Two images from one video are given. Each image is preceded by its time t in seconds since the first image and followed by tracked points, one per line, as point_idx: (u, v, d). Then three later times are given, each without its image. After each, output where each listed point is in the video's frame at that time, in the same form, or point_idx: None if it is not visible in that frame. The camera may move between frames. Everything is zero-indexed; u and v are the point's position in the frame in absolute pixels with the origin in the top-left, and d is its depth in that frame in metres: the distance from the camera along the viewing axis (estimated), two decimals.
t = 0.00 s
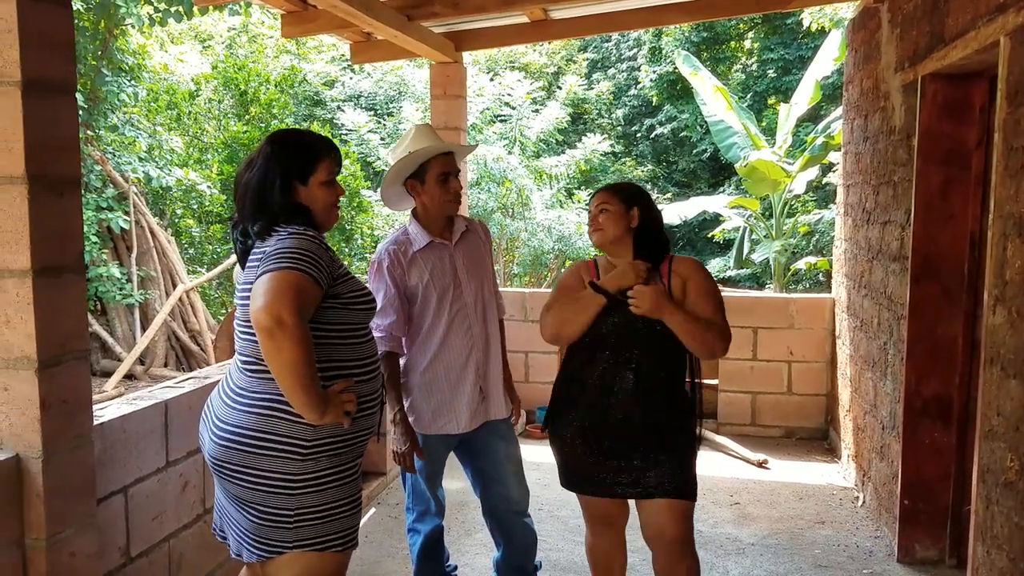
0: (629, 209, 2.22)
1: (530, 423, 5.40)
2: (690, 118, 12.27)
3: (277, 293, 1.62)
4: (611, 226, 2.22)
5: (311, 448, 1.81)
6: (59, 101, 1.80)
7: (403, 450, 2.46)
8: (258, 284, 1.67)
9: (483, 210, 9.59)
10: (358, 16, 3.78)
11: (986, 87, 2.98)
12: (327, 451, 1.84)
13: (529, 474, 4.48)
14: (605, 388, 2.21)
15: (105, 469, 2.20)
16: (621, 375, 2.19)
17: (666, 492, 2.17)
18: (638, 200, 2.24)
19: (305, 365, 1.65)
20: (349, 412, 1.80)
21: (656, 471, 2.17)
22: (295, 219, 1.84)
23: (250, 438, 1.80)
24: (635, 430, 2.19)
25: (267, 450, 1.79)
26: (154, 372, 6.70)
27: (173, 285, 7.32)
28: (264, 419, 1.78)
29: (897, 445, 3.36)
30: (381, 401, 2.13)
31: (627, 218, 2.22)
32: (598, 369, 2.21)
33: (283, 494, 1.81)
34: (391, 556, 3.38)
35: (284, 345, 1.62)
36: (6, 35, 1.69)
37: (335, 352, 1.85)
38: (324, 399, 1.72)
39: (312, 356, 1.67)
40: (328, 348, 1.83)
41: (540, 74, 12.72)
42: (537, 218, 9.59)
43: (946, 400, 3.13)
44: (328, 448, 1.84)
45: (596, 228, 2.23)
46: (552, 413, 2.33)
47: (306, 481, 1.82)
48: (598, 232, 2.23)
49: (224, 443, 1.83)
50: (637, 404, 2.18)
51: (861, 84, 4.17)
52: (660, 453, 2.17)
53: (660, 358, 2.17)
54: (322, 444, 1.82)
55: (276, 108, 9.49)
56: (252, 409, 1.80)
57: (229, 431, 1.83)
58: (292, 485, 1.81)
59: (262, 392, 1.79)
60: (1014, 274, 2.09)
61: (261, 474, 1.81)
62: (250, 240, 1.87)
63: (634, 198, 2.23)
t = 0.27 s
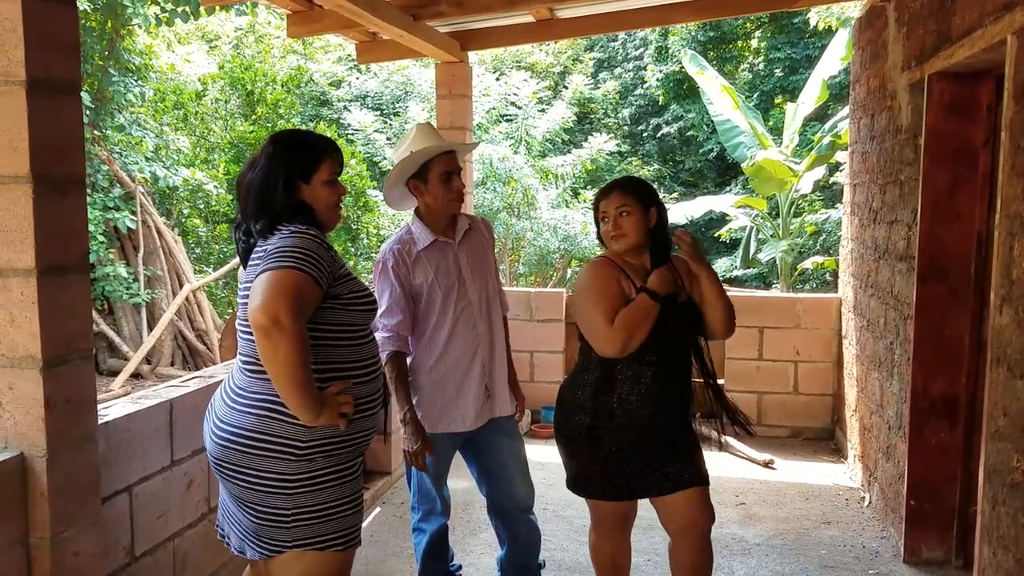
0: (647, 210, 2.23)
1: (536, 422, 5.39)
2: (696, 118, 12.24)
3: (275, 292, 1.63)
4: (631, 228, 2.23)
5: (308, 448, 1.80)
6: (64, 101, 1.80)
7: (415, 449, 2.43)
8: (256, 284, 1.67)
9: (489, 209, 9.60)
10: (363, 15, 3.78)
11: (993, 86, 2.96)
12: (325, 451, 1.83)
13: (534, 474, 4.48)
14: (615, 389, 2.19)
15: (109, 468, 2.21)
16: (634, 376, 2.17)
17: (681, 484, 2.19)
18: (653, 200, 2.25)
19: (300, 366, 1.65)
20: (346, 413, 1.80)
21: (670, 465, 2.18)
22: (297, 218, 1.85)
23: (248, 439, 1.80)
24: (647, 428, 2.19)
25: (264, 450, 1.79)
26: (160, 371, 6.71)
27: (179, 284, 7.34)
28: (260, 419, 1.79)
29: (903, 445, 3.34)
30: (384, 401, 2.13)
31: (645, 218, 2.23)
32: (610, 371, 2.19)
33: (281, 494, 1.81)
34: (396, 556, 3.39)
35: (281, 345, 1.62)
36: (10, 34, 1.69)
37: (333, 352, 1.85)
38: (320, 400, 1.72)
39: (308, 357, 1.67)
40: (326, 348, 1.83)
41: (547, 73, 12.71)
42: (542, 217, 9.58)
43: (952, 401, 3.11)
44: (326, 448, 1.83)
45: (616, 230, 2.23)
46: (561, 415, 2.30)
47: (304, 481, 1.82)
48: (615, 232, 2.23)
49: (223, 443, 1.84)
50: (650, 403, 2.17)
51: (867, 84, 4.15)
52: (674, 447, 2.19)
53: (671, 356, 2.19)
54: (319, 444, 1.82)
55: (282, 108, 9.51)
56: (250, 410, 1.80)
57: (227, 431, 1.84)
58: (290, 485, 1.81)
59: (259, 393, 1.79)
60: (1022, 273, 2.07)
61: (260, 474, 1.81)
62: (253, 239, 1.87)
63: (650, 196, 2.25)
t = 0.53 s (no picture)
0: (657, 214, 2.25)
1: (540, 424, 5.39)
2: (702, 118, 12.23)
3: (273, 297, 1.63)
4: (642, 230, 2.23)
5: (310, 451, 1.81)
6: (69, 103, 1.81)
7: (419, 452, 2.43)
8: (254, 287, 1.68)
9: (494, 211, 9.61)
10: (368, 17, 3.79)
11: (999, 87, 2.95)
12: (327, 454, 1.83)
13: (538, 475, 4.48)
14: (619, 392, 2.18)
15: (114, 469, 2.22)
16: (639, 378, 2.17)
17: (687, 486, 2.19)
18: (663, 204, 2.27)
19: (298, 369, 1.65)
20: (347, 416, 1.80)
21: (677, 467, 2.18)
22: (299, 220, 1.85)
23: (251, 441, 1.81)
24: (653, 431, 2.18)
25: (267, 453, 1.80)
26: (166, 372, 6.74)
27: (185, 285, 7.36)
28: (262, 422, 1.79)
29: (908, 447, 3.33)
30: (387, 403, 2.13)
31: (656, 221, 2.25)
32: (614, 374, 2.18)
33: (284, 497, 1.82)
34: (400, 557, 3.39)
35: (278, 348, 1.62)
36: (16, 38, 1.70)
37: (333, 355, 1.85)
38: (319, 403, 1.72)
39: (306, 360, 1.67)
40: (327, 351, 1.84)
41: (552, 74, 12.70)
42: (547, 218, 9.58)
43: (957, 403, 3.10)
44: (327, 451, 1.83)
45: (627, 231, 2.22)
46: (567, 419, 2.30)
47: (307, 484, 1.82)
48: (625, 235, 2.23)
49: (225, 446, 1.84)
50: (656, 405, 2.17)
51: (873, 85, 4.14)
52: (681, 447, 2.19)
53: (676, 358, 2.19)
54: (321, 447, 1.82)
55: (287, 109, 9.52)
56: (252, 413, 1.81)
57: (230, 434, 1.84)
58: (292, 488, 1.81)
59: (261, 397, 1.80)
60: None
61: (262, 477, 1.82)
62: (254, 241, 1.88)
63: (661, 201, 2.27)
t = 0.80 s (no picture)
0: (655, 216, 2.21)
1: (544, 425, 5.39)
2: (706, 119, 12.22)
3: (275, 298, 1.64)
4: (636, 231, 2.20)
5: (312, 452, 1.81)
6: (74, 104, 1.82)
7: (415, 451, 2.44)
8: (257, 288, 1.68)
9: (498, 211, 9.62)
10: (372, 18, 3.79)
11: (1004, 88, 2.94)
12: (329, 455, 1.84)
13: (542, 476, 4.48)
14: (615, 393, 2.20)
15: (119, 470, 2.22)
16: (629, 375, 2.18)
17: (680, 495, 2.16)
18: (665, 207, 2.23)
19: (300, 370, 1.66)
20: (349, 418, 1.81)
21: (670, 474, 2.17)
22: (302, 221, 1.85)
23: (253, 442, 1.81)
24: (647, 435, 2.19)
25: (269, 453, 1.80)
26: (172, 373, 6.77)
27: (190, 286, 7.38)
28: (265, 423, 1.80)
29: (913, 449, 3.32)
30: (390, 405, 2.13)
31: (652, 223, 2.21)
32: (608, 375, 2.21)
33: (286, 498, 1.82)
34: (404, 558, 3.39)
35: (279, 350, 1.63)
36: (21, 39, 1.71)
37: (335, 357, 1.85)
38: (321, 405, 1.72)
39: (308, 362, 1.67)
40: (329, 352, 1.84)
41: (556, 75, 12.70)
42: (552, 219, 9.59)
43: (962, 404, 3.09)
44: (329, 452, 1.84)
45: (620, 231, 2.21)
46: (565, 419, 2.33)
47: (309, 485, 1.83)
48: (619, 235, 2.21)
49: (228, 446, 1.85)
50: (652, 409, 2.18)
51: (877, 86, 4.13)
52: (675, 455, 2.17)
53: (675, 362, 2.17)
54: (323, 448, 1.82)
55: (292, 111, 9.54)
56: (255, 414, 1.81)
57: (233, 434, 1.85)
58: (294, 489, 1.82)
59: (265, 397, 1.80)
60: None
61: (264, 478, 1.82)
62: (258, 243, 1.88)
63: (664, 202, 2.23)
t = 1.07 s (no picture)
0: (663, 225, 2.18)
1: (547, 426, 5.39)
2: (710, 120, 12.21)
3: (279, 302, 1.64)
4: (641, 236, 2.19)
5: (314, 454, 1.82)
6: (80, 107, 1.83)
7: (413, 451, 2.46)
8: (262, 291, 1.69)
9: (502, 213, 9.62)
10: (376, 21, 3.80)
11: (1008, 90, 2.94)
12: (331, 457, 1.84)
13: (545, 478, 4.48)
14: (608, 393, 2.22)
15: (123, 472, 2.23)
16: (622, 374, 2.19)
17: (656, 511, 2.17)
18: (674, 219, 2.19)
19: (302, 373, 1.66)
20: (352, 421, 1.81)
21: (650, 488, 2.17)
22: (306, 224, 1.86)
23: (257, 443, 1.82)
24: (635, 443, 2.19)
25: (272, 455, 1.81)
26: (175, 374, 6.81)
27: (195, 288, 7.39)
28: (268, 425, 1.80)
29: (917, 451, 3.32)
30: (393, 407, 2.13)
31: (660, 232, 2.18)
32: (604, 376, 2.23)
33: (288, 500, 1.83)
34: (407, 559, 3.40)
35: (282, 353, 1.64)
36: (27, 42, 1.71)
37: (339, 359, 1.86)
38: (324, 408, 1.73)
39: (311, 365, 1.68)
40: (333, 355, 1.84)
41: (560, 76, 12.72)
42: (555, 220, 9.60)
43: (967, 406, 3.08)
44: (332, 454, 1.84)
45: (625, 234, 2.21)
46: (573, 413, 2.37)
47: (311, 487, 1.83)
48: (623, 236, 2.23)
49: (231, 448, 1.85)
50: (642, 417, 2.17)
51: (881, 87, 4.13)
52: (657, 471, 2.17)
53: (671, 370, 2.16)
54: (325, 451, 1.83)
55: (297, 112, 9.56)
56: (258, 415, 1.82)
57: (237, 436, 1.85)
58: (296, 491, 1.82)
59: (268, 399, 1.81)
60: None
61: (266, 479, 1.83)
62: (262, 245, 1.89)
63: (675, 214, 2.20)
